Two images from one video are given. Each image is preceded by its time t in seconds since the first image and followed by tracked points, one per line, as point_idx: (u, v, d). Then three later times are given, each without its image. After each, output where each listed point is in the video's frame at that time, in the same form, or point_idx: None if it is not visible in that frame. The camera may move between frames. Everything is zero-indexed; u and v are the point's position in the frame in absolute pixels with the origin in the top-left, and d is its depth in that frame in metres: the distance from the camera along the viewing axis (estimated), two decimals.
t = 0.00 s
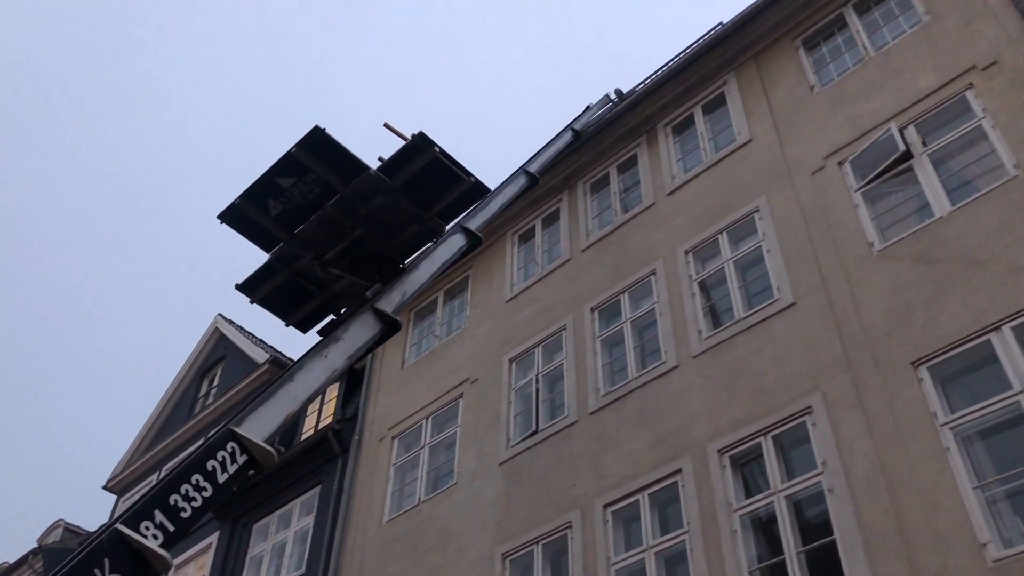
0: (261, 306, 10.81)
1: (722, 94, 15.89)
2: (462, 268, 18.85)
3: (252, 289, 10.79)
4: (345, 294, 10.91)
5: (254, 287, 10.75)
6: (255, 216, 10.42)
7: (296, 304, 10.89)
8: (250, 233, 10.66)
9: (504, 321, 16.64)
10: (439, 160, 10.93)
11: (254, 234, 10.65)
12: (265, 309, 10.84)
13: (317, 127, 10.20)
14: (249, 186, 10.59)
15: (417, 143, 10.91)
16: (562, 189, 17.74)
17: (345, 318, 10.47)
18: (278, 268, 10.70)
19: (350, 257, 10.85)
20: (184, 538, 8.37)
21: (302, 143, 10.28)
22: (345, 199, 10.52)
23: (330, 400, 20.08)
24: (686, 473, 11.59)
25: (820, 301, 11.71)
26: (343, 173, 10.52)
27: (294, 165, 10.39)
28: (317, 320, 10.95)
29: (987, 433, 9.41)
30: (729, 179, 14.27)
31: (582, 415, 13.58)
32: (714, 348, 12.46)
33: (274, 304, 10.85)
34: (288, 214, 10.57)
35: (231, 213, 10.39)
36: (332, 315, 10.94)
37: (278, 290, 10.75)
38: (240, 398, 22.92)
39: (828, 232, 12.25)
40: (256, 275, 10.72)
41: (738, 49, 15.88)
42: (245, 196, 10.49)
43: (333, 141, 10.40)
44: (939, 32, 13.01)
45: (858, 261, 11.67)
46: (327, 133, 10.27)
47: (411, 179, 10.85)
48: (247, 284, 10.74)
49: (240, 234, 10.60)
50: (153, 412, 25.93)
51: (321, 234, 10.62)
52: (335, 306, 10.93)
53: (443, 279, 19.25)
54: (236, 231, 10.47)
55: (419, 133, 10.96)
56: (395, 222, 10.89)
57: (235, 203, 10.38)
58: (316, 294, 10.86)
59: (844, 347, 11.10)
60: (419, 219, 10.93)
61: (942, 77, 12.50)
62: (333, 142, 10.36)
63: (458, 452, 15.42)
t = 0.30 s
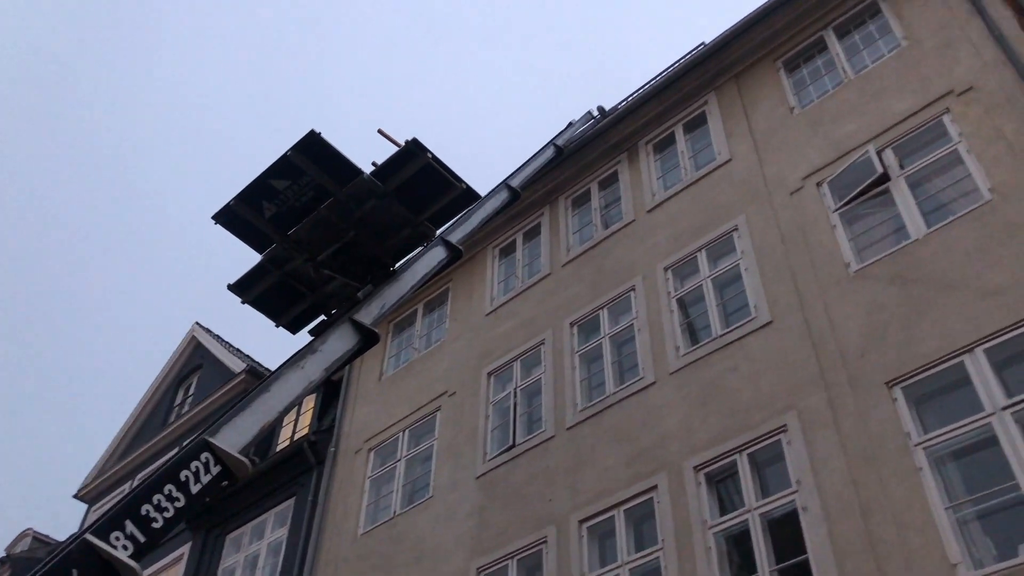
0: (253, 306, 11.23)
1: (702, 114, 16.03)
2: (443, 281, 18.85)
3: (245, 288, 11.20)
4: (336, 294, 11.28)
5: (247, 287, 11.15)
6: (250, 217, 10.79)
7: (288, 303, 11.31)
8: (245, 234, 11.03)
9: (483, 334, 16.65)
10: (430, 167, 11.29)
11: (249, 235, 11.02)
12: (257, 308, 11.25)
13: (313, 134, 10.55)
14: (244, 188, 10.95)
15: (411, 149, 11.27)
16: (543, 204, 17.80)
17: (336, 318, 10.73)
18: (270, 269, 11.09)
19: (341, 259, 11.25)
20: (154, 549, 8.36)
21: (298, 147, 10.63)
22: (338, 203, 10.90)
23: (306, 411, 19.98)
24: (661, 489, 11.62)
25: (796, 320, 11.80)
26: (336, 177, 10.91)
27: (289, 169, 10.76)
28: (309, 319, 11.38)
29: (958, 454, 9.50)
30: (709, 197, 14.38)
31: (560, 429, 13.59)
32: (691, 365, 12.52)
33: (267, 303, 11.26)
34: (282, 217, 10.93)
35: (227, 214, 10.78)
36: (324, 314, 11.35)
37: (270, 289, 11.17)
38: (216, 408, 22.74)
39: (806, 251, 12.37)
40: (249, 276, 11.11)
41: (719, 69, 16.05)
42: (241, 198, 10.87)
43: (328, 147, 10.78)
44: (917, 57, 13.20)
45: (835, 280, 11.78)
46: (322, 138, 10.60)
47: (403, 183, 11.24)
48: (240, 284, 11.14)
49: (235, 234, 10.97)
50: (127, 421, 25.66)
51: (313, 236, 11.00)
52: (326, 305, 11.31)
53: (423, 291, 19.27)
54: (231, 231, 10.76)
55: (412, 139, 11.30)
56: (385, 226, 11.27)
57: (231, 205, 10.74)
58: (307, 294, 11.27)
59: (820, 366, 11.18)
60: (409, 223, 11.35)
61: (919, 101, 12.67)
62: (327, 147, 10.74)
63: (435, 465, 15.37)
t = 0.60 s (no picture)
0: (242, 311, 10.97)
1: (683, 136, 16.14)
2: (422, 296, 18.82)
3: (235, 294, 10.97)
4: (326, 301, 11.07)
5: (236, 292, 10.90)
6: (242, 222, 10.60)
7: (277, 309, 11.06)
8: (238, 239, 10.83)
9: (462, 351, 16.61)
10: (423, 177, 11.17)
11: (240, 240, 10.81)
12: (245, 313, 10.99)
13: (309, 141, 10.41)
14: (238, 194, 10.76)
15: (403, 158, 11.15)
16: (524, 222, 17.84)
17: (325, 323, 10.82)
18: (261, 274, 10.88)
19: (332, 266, 11.08)
20: (123, 565, 8.29)
21: (294, 154, 10.47)
22: (331, 210, 10.74)
23: (282, 426, 19.83)
24: (637, 510, 11.60)
25: (774, 342, 11.86)
26: (330, 185, 10.76)
27: (283, 174, 10.57)
28: (298, 326, 11.11)
29: (933, 478, 9.55)
30: (689, 218, 14.46)
31: (537, 448, 13.55)
32: (669, 385, 12.54)
33: (255, 310, 11.01)
34: (275, 223, 10.75)
35: (220, 218, 10.56)
36: (313, 321, 11.10)
37: (260, 295, 10.92)
38: (190, 421, 22.52)
39: (784, 273, 12.45)
40: (239, 281, 10.87)
41: (700, 92, 16.19)
42: (234, 203, 10.66)
43: (323, 153, 10.62)
44: (895, 84, 13.37)
45: (812, 303, 11.85)
46: (317, 146, 10.50)
47: (396, 192, 11.10)
48: (229, 289, 10.88)
49: (226, 239, 10.75)
50: (100, 433, 25.37)
51: (305, 243, 10.81)
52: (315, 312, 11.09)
53: (401, 307, 19.22)
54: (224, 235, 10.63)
55: (404, 149, 11.19)
56: (376, 234, 11.13)
57: (224, 210, 10.54)
58: (297, 301, 11.05)
59: (796, 388, 11.23)
60: (400, 232, 11.18)
61: (897, 127, 12.82)
62: (322, 154, 10.58)
63: (411, 483, 15.28)
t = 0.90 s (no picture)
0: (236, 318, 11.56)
1: (665, 157, 16.24)
2: (402, 315, 18.77)
3: (229, 302, 11.53)
4: (318, 309, 11.59)
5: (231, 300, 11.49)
6: (237, 231, 11.13)
7: (271, 316, 11.64)
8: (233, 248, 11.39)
9: (442, 370, 16.55)
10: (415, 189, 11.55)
11: (236, 249, 11.38)
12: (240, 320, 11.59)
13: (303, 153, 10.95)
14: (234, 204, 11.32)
15: (396, 170, 11.51)
16: (507, 241, 17.86)
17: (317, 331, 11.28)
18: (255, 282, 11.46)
19: (326, 274, 11.54)
20: None
21: (288, 165, 11.00)
22: (323, 220, 11.22)
23: (259, 443, 19.66)
24: (616, 531, 11.57)
25: (753, 364, 11.91)
26: (323, 195, 11.26)
27: (277, 185, 11.12)
28: (290, 332, 11.68)
29: (909, 501, 9.58)
30: (670, 239, 14.52)
31: (516, 468, 13.50)
32: (649, 406, 12.54)
33: (249, 316, 11.63)
34: (270, 232, 11.27)
35: (216, 228, 11.12)
36: (305, 328, 11.65)
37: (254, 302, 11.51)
38: (167, 437, 22.29)
39: (764, 295, 12.51)
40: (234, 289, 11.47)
41: (683, 114, 16.30)
42: (231, 212, 11.21)
43: (318, 164, 11.13)
44: (874, 109, 13.52)
45: (791, 326, 11.92)
46: (311, 158, 11.02)
47: (388, 204, 11.52)
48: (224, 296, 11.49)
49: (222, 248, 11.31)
50: (73, 448, 25.09)
51: (298, 252, 11.33)
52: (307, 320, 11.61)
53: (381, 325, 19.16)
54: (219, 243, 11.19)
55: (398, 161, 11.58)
56: (369, 244, 11.56)
57: (220, 218, 11.09)
58: (290, 309, 11.59)
59: (775, 410, 11.26)
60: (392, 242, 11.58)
61: (876, 152, 12.95)
62: (315, 166, 11.10)
63: (389, 502, 15.18)
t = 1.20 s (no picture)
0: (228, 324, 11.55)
1: (649, 176, 16.30)
2: (384, 330, 18.70)
3: (222, 308, 11.50)
4: (310, 317, 11.63)
5: (223, 307, 11.46)
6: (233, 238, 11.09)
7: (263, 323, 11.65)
8: (227, 254, 11.36)
9: (424, 387, 16.49)
10: (410, 199, 11.70)
11: (229, 255, 11.34)
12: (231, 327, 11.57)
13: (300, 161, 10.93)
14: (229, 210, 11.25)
15: (390, 180, 11.65)
16: (490, 258, 17.85)
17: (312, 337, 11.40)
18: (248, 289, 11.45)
19: (319, 282, 11.60)
20: None
21: (286, 174, 10.99)
22: (319, 229, 11.27)
23: (238, 459, 19.49)
24: (597, 550, 11.53)
25: (734, 382, 11.93)
26: (318, 204, 11.26)
27: (274, 193, 11.08)
28: (282, 339, 11.70)
29: (889, 521, 9.60)
30: (654, 257, 14.56)
31: (497, 486, 13.44)
32: (631, 424, 12.53)
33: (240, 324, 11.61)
34: (265, 239, 11.24)
35: (211, 234, 11.06)
36: (298, 336, 11.67)
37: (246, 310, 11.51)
38: (144, 453, 22.06)
39: (746, 314, 12.56)
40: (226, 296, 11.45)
41: (666, 133, 16.39)
42: (226, 219, 11.13)
43: (313, 172, 11.14)
44: (855, 131, 13.65)
45: (773, 345, 11.96)
46: (308, 166, 11.04)
47: (382, 213, 11.62)
48: (216, 304, 11.45)
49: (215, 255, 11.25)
50: (48, 464, 24.78)
51: (292, 259, 11.35)
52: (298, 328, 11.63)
53: (363, 340, 19.05)
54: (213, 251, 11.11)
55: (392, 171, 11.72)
56: (363, 252, 11.68)
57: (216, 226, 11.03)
58: (283, 316, 11.62)
59: (757, 430, 11.28)
60: (385, 250, 11.72)
61: (857, 174, 13.06)
62: (312, 175, 11.13)
63: (369, 519, 15.06)
